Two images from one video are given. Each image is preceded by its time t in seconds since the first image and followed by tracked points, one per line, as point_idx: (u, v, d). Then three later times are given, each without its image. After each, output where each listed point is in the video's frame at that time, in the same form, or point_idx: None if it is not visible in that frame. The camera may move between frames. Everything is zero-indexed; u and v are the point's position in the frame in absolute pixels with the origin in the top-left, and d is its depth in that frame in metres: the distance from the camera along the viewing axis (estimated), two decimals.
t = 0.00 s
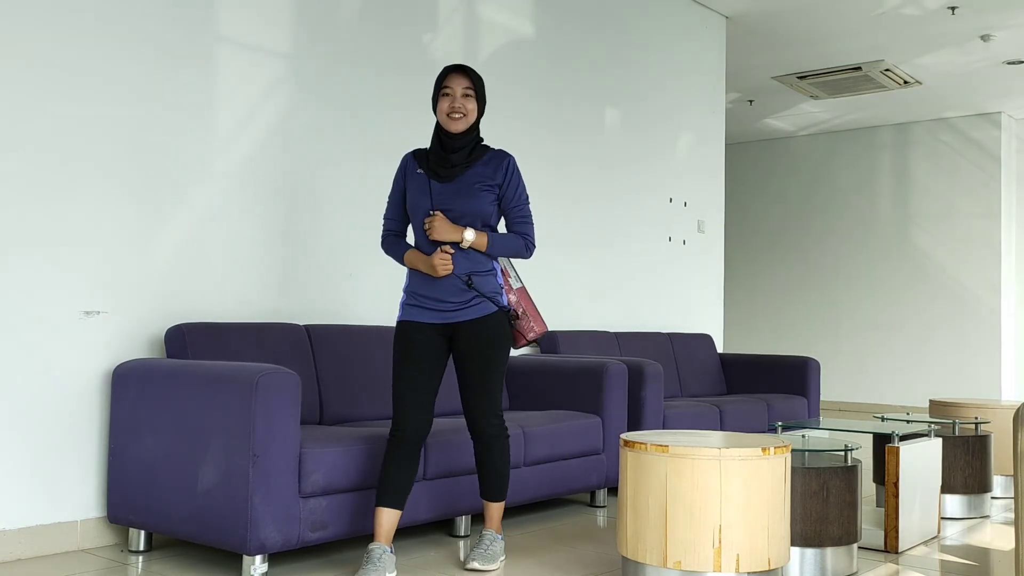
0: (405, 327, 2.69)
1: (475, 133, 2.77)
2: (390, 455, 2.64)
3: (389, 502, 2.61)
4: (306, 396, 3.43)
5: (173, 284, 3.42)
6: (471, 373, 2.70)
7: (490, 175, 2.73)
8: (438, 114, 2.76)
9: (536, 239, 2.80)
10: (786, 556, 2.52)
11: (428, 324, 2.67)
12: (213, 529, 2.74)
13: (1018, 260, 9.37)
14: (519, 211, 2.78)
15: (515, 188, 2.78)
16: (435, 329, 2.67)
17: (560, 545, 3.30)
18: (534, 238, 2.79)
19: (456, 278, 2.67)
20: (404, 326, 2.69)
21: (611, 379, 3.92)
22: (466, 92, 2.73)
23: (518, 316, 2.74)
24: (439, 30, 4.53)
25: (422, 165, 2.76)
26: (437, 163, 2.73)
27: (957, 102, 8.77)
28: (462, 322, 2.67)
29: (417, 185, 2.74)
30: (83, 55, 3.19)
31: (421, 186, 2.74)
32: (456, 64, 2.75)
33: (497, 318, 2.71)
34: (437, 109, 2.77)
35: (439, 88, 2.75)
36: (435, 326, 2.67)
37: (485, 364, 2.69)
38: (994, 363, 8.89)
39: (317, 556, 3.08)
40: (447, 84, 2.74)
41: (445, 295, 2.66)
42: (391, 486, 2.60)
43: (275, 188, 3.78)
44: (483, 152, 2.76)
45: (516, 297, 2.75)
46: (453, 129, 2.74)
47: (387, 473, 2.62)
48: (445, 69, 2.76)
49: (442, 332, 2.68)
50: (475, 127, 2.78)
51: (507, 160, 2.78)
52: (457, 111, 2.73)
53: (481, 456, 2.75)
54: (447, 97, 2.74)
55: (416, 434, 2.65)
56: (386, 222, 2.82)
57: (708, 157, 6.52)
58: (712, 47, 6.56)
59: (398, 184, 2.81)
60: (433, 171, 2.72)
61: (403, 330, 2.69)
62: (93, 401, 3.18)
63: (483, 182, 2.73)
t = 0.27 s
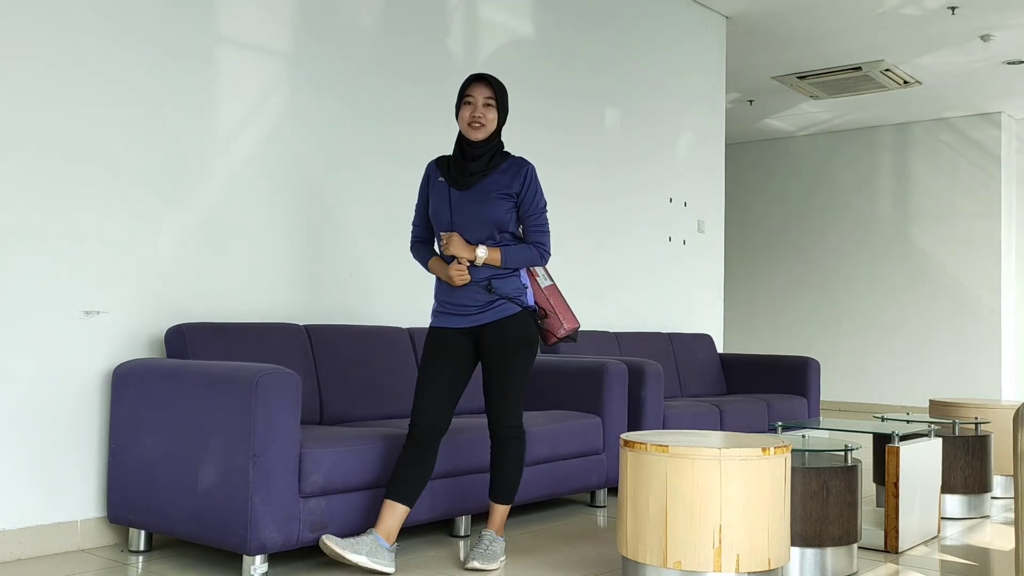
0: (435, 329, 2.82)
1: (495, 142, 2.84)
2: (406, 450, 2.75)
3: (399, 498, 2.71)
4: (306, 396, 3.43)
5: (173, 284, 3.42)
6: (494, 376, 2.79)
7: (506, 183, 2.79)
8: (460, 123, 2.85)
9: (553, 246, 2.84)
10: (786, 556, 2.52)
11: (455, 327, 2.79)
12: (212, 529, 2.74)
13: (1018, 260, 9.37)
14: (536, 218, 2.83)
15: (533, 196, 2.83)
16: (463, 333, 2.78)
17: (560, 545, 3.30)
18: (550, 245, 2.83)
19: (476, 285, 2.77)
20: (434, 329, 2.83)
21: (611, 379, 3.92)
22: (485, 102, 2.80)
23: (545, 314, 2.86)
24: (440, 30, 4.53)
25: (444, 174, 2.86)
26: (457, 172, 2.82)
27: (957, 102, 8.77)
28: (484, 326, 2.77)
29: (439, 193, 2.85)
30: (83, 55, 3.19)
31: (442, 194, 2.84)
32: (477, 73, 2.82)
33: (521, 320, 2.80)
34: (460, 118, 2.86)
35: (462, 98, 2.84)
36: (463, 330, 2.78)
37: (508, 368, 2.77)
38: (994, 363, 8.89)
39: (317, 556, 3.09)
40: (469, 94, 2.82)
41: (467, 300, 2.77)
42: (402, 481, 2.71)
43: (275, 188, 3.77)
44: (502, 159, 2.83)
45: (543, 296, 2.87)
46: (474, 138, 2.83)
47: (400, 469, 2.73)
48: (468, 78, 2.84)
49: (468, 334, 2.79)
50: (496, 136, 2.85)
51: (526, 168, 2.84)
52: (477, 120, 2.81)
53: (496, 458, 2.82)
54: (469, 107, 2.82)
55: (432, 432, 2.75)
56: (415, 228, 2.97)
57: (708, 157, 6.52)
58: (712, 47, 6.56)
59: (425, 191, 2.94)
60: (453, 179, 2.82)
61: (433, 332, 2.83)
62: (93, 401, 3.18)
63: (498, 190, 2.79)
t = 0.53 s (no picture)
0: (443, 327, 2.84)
1: (508, 144, 2.86)
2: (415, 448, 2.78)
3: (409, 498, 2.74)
4: (306, 396, 3.43)
5: (173, 284, 3.42)
6: (500, 374, 2.80)
7: (519, 184, 2.81)
8: (474, 124, 2.86)
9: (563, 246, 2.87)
10: (786, 556, 2.52)
11: (463, 326, 2.80)
12: (212, 529, 2.74)
13: (1018, 259, 9.36)
14: (548, 219, 2.85)
15: (545, 197, 2.85)
16: (470, 331, 2.80)
17: (560, 545, 3.30)
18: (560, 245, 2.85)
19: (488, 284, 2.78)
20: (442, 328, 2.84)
21: (611, 379, 3.92)
22: (499, 105, 2.82)
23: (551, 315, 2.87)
24: (439, 30, 4.53)
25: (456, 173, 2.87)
26: (470, 172, 2.83)
27: (957, 102, 8.76)
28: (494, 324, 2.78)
29: (451, 192, 2.86)
30: (84, 55, 3.19)
31: (454, 192, 2.85)
32: (491, 75, 2.83)
33: (530, 320, 2.81)
34: (473, 119, 2.87)
35: (476, 99, 2.84)
36: (470, 328, 2.80)
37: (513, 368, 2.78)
38: (994, 363, 8.89)
39: (317, 556, 3.09)
40: (483, 96, 2.83)
41: (477, 299, 2.78)
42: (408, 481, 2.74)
43: (273, 187, 3.77)
44: (514, 160, 2.84)
45: (550, 297, 2.88)
46: (487, 139, 2.84)
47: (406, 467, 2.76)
48: (482, 80, 2.84)
49: (475, 333, 2.80)
50: (508, 138, 2.87)
51: (538, 169, 2.86)
52: (491, 124, 2.82)
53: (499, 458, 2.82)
54: (483, 109, 2.83)
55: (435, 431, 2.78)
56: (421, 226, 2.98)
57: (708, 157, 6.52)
58: (712, 47, 6.56)
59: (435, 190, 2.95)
60: (465, 179, 2.83)
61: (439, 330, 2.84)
62: (93, 401, 3.18)
63: (511, 190, 2.81)
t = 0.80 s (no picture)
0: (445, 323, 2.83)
1: (513, 144, 2.88)
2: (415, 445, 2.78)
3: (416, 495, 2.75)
4: (306, 396, 3.43)
5: (173, 284, 3.42)
6: (503, 372, 2.80)
7: (526, 183, 2.83)
8: (478, 124, 2.86)
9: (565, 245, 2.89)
10: (785, 556, 2.52)
11: (465, 323, 2.80)
12: (212, 529, 2.74)
13: (1018, 259, 9.36)
14: (552, 218, 2.88)
15: (550, 197, 2.88)
16: (474, 329, 2.80)
17: (560, 545, 3.30)
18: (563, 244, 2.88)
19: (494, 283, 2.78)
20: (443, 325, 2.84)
21: (611, 379, 3.91)
22: (504, 104, 2.83)
23: (553, 314, 2.88)
24: (440, 30, 4.53)
25: (461, 172, 2.89)
26: (475, 170, 2.84)
27: (957, 102, 8.76)
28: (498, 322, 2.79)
29: (456, 191, 2.87)
30: (84, 55, 3.19)
31: (459, 191, 2.86)
32: (496, 75, 2.83)
33: (534, 320, 2.82)
34: (478, 118, 2.87)
35: (480, 98, 2.85)
36: (474, 326, 2.80)
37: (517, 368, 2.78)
38: (994, 363, 8.88)
39: (317, 557, 3.09)
40: (488, 96, 2.83)
41: (483, 298, 2.78)
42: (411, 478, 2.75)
43: (273, 187, 3.77)
44: (520, 159, 2.86)
45: (552, 297, 2.88)
46: (492, 139, 2.85)
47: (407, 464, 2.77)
48: (485, 79, 2.84)
49: (478, 329, 2.80)
50: (513, 137, 2.88)
51: (543, 169, 2.88)
52: (496, 124, 2.83)
53: (500, 457, 2.81)
54: (488, 108, 2.84)
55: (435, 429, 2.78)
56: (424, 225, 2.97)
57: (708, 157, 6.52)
58: (713, 47, 6.56)
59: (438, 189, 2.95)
60: (472, 178, 2.84)
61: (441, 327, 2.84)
62: (94, 401, 3.18)
63: (517, 189, 2.83)
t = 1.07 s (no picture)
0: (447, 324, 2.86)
1: (515, 144, 2.89)
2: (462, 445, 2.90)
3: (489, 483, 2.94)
4: (305, 396, 3.43)
5: (174, 283, 3.42)
6: (501, 372, 2.81)
7: (528, 181, 2.84)
8: (478, 127, 2.88)
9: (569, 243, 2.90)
10: (786, 556, 2.52)
11: (461, 324, 2.84)
12: (212, 529, 2.74)
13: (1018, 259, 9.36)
14: (556, 216, 2.89)
15: (553, 194, 2.88)
16: (473, 329, 2.83)
17: (560, 544, 3.30)
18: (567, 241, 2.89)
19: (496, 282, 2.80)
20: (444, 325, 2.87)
21: (611, 379, 3.91)
22: (501, 107, 2.84)
23: (551, 315, 2.88)
24: (439, 30, 4.53)
25: (465, 173, 2.92)
26: (479, 170, 2.87)
27: (957, 102, 8.76)
28: (496, 323, 2.80)
29: (459, 191, 2.90)
30: (83, 55, 3.19)
31: (462, 191, 2.89)
32: (493, 77, 2.85)
33: (531, 321, 2.83)
34: (477, 122, 2.90)
35: (476, 102, 2.87)
36: (473, 326, 2.83)
37: (516, 367, 2.79)
38: (994, 363, 8.88)
39: (317, 557, 3.09)
40: (484, 100, 2.85)
41: (485, 297, 2.79)
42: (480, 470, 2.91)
43: (273, 187, 3.77)
44: (523, 159, 2.88)
45: (548, 298, 2.88)
46: (492, 140, 2.87)
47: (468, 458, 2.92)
48: (479, 85, 2.86)
49: (476, 329, 2.83)
50: (515, 138, 2.90)
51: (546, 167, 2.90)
52: (494, 127, 2.84)
53: (499, 457, 2.81)
54: (485, 112, 2.85)
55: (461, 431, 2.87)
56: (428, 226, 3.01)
57: (708, 157, 6.52)
58: (713, 48, 6.55)
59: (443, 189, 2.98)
60: (476, 178, 2.87)
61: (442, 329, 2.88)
62: (94, 401, 3.18)
63: (521, 188, 2.85)
